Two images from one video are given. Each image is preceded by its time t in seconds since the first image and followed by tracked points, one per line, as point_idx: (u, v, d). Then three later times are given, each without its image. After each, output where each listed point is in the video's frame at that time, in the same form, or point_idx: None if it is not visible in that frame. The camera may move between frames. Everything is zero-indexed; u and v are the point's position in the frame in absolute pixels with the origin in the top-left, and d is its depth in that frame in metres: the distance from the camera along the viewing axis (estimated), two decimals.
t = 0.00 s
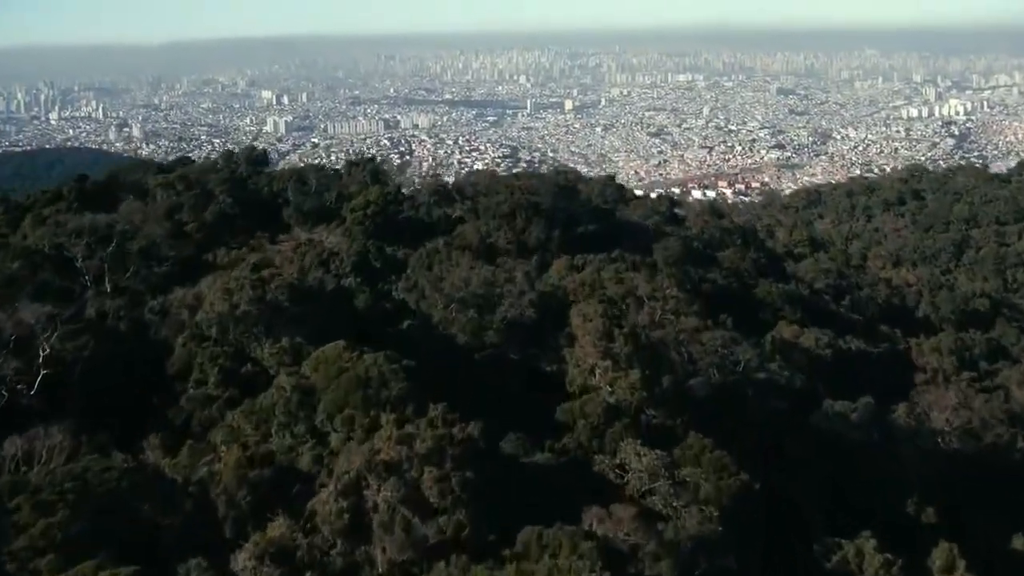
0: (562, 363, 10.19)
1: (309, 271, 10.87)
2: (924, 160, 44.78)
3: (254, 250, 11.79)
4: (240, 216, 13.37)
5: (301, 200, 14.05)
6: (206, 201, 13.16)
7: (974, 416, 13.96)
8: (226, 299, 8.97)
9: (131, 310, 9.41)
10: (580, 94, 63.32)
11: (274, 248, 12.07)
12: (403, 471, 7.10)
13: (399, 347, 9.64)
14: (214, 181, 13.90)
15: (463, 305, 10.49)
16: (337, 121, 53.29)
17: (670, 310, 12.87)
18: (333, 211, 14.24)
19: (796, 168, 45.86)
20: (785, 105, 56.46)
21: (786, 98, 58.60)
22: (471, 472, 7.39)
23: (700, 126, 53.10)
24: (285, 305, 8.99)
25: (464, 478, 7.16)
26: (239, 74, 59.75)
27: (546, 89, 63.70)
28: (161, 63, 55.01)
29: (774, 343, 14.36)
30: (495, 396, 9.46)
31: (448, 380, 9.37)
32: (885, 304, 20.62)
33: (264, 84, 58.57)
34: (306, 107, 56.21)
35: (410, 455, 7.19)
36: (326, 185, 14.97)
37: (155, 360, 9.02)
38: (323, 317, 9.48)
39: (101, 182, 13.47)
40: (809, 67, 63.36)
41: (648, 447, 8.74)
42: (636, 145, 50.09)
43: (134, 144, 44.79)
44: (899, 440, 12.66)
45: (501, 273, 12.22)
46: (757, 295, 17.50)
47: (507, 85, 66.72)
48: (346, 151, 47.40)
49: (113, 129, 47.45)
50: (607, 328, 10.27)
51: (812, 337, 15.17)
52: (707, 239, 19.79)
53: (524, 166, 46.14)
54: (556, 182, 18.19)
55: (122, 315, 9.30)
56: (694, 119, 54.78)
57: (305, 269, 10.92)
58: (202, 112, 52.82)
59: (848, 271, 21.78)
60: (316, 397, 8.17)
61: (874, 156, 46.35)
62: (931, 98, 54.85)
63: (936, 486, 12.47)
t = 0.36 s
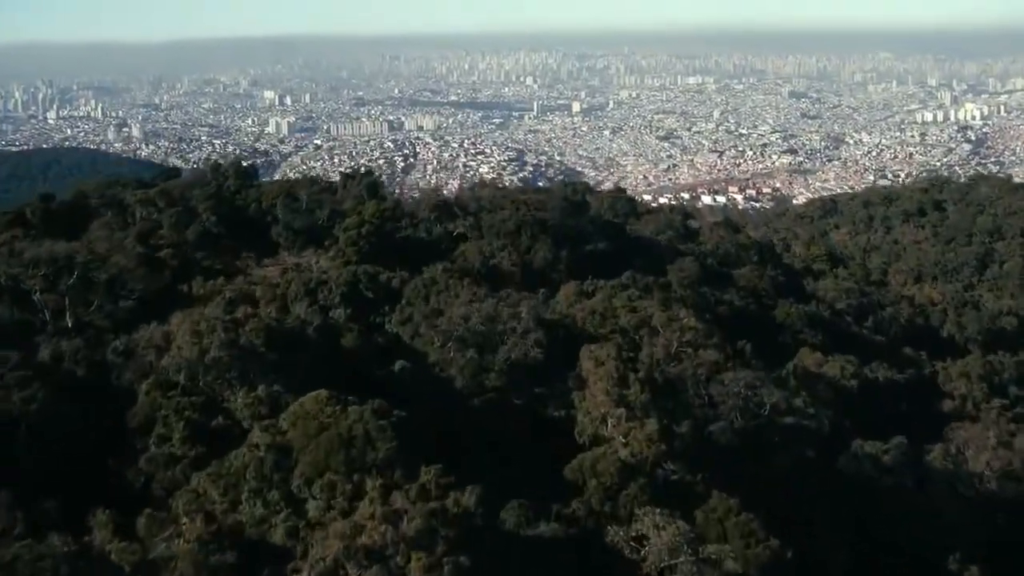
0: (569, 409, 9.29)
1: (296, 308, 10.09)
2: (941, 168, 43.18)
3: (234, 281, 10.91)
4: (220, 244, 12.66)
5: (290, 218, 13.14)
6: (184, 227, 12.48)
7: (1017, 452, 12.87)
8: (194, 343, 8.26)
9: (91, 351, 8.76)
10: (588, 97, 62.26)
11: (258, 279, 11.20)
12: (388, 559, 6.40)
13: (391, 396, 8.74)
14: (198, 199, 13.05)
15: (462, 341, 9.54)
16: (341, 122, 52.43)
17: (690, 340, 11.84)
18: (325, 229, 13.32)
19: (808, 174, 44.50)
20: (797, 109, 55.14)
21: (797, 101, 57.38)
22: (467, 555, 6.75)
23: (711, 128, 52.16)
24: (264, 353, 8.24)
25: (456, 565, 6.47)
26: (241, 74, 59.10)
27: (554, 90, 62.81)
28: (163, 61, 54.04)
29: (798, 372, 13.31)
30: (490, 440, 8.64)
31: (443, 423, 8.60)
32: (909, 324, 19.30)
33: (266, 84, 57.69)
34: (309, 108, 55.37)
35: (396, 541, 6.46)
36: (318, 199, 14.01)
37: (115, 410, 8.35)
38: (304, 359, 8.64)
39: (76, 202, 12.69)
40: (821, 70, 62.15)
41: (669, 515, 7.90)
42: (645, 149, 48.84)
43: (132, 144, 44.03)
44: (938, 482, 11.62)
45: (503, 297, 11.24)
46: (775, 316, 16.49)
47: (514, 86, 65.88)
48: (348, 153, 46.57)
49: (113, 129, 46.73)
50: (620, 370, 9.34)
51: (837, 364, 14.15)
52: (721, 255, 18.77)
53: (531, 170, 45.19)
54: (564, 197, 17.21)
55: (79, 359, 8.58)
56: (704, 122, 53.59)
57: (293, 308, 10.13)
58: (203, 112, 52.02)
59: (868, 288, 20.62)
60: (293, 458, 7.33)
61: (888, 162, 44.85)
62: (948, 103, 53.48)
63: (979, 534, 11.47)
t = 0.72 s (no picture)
0: (574, 458, 8.48)
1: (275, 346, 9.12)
2: (954, 171, 42.05)
3: (210, 316, 10.07)
4: (198, 264, 11.82)
5: (274, 235, 12.21)
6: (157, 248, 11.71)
7: None
8: (150, 396, 7.37)
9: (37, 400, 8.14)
10: (593, 96, 61.19)
11: (235, 308, 10.34)
12: None
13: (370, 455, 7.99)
14: (174, 217, 12.21)
15: (456, 386, 8.64)
16: (340, 121, 51.56)
17: (708, 373, 10.84)
18: (311, 249, 12.41)
19: (818, 177, 43.39)
20: (806, 110, 54.08)
21: (807, 102, 56.30)
22: None
23: (718, 130, 51.11)
24: (226, 406, 7.39)
25: None
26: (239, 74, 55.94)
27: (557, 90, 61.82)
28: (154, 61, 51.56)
29: (819, 404, 12.34)
30: (488, 486, 8.00)
31: (434, 474, 8.01)
32: (931, 343, 18.31)
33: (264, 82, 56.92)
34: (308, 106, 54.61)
35: None
36: (306, 213, 13.07)
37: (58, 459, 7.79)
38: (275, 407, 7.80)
39: (45, 221, 11.97)
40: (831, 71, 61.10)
41: None
42: (651, 151, 47.74)
43: (126, 144, 43.60)
44: (979, 533, 10.73)
45: (500, 329, 10.30)
46: (791, 339, 15.56)
47: (516, 85, 65.04)
48: (347, 153, 45.88)
49: (105, 127, 46.05)
50: (633, 421, 8.37)
51: (862, 394, 13.17)
52: (733, 270, 17.83)
53: (533, 171, 44.35)
54: (570, 211, 16.26)
55: (21, 411, 7.88)
56: (711, 124, 52.48)
57: (271, 348, 9.17)
58: (198, 111, 51.32)
59: (888, 303, 19.60)
60: (260, 532, 6.51)
61: (900, 165, 43.69)
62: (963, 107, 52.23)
63: None
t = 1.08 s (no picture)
0: (581, 523, 8.10)
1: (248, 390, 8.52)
2: (968, 174, 40.93)
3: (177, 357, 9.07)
4: (170, 290, 10.93)
5: (254, 255, 11.27)
6: (126, 272, 10.84)
7: None
8: (91, 465, 6.82)
9: None
10: (598, 94, 60.06)
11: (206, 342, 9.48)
12: None
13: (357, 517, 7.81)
14: (146, 236, 11.26)
15: (448, 441, 8.13)
16: (339, 120, 50.58)
17: (727, 413, 9.84)
18: (295, 270, 11.48)
19: (827, 179, 42.29)
20: (816, 109, 52.99)
21: (817, 101, 55.19)
22: None
23: (726, 129, 50.03)
24: (180, 478, 6.85)
25: None
26: (234, 69, 57.64)
27: (561, 90, 60.73)
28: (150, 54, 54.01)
29: (845, 443, 11.53)
30: (482, 549, 7.83)
31: (426, 536, 7.81)
32: (957, 362, 17.33)
33: (260, 80, 57.21)
34: (305, 104, 53.82)
35: None
36: (290, 230, 12.10)
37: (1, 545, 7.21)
38: (251, 471, 7.47)
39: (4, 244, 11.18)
40: (841, 69, 59.96)
41: None
42: (657, 152, 46.70)
43: (118, 142, 42.93)
44: None
45: (496, 371, 9.63)
46: (810, 363, 14.59)
47: (520, 83, 63.89)
48: (344, 153, 45.13)
49: (96, 125, 45.15)
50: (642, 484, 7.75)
51: (891, 427, 12.20)
52: (748, 285, 16.83)
53: (536, 172, 43.40)
54: (576, 225, 15.24)
55: None
56: (719, 123, 51.43)
57: (243, 395, 8.51)
58: (192, 108, 50.35)
59: (910, 320, 18.59)
60: None
61: (913, 167, 42.57)
62: (977, 106, 50.95)
63: None
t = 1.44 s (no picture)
0: None
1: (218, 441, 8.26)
2: (981, 176, 39.98)
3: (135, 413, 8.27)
4: (141, 319, 10.07)
5: (233, 280, 10.43)
6: (93, 298, 9.99)
7: None
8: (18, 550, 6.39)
9: None
10: (601, 95, 59.18)
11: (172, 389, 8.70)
12: None
13: None
14: (116, 259, 10.42)
15: (438, 508, 7.47)
16: (338, 120, 49.72)
17: (751, 457, 8.97)
18: (279, 296, 10.62)
19: (837, 181, 41.31)
20: (824, 110, 52.05)
21: (825, 101, 54.25)
22: None
23: (732, 130, 49.11)
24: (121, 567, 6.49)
25: None
26: (231, 68, 59.09)
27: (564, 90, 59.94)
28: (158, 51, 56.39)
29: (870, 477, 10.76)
30: None
31: None
32: (982, 383, 16.45)
33: (257, 79, 57.19)
34: (303, 104, 52.99)
35: None
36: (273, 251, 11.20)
37: None
38: (217, 547, 7.22)
39: None
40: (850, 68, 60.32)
41: None
42: (662, 153, 45.78)
43: (112, 142, 42.07)
44: None
45: (495, 415, 8.89)
46: (830, 389, 13.72)
47: (523, 83, 63.04)
48: (343, 153, 44.30)
49: (91, 124, 44.33)
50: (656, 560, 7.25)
51: (920, 464, 11.31)
52: (761, 304, 15.96)
53: (538, 174, 42.56)
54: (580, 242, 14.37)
55: None
56: (725, 124, 50.52)
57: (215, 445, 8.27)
58: (188, 107, 49.50)
59: (931, 338, 17.68)
60: None
61: (924, 169, 41.53)
62: (990, 106, 49.91)
63: None
